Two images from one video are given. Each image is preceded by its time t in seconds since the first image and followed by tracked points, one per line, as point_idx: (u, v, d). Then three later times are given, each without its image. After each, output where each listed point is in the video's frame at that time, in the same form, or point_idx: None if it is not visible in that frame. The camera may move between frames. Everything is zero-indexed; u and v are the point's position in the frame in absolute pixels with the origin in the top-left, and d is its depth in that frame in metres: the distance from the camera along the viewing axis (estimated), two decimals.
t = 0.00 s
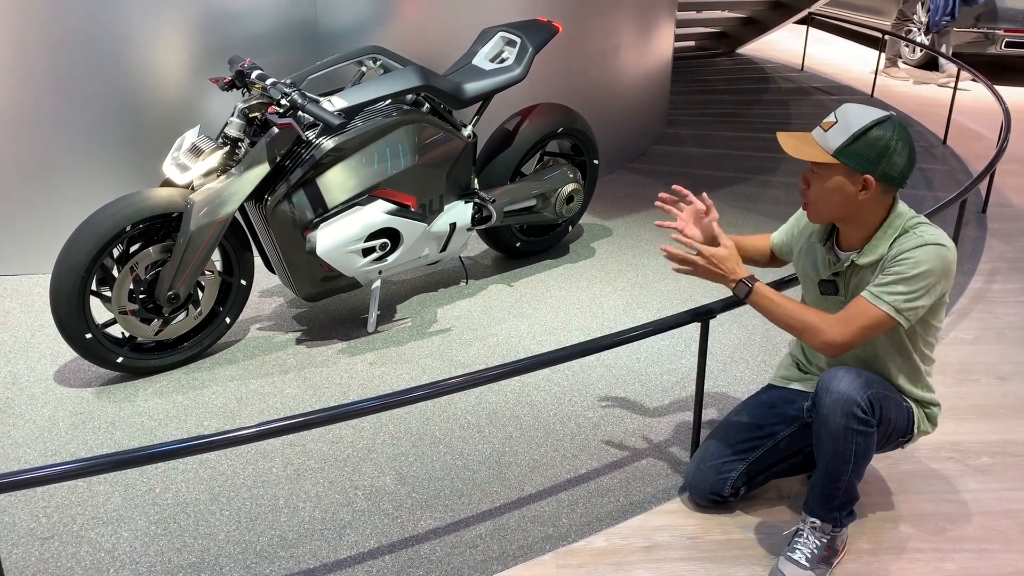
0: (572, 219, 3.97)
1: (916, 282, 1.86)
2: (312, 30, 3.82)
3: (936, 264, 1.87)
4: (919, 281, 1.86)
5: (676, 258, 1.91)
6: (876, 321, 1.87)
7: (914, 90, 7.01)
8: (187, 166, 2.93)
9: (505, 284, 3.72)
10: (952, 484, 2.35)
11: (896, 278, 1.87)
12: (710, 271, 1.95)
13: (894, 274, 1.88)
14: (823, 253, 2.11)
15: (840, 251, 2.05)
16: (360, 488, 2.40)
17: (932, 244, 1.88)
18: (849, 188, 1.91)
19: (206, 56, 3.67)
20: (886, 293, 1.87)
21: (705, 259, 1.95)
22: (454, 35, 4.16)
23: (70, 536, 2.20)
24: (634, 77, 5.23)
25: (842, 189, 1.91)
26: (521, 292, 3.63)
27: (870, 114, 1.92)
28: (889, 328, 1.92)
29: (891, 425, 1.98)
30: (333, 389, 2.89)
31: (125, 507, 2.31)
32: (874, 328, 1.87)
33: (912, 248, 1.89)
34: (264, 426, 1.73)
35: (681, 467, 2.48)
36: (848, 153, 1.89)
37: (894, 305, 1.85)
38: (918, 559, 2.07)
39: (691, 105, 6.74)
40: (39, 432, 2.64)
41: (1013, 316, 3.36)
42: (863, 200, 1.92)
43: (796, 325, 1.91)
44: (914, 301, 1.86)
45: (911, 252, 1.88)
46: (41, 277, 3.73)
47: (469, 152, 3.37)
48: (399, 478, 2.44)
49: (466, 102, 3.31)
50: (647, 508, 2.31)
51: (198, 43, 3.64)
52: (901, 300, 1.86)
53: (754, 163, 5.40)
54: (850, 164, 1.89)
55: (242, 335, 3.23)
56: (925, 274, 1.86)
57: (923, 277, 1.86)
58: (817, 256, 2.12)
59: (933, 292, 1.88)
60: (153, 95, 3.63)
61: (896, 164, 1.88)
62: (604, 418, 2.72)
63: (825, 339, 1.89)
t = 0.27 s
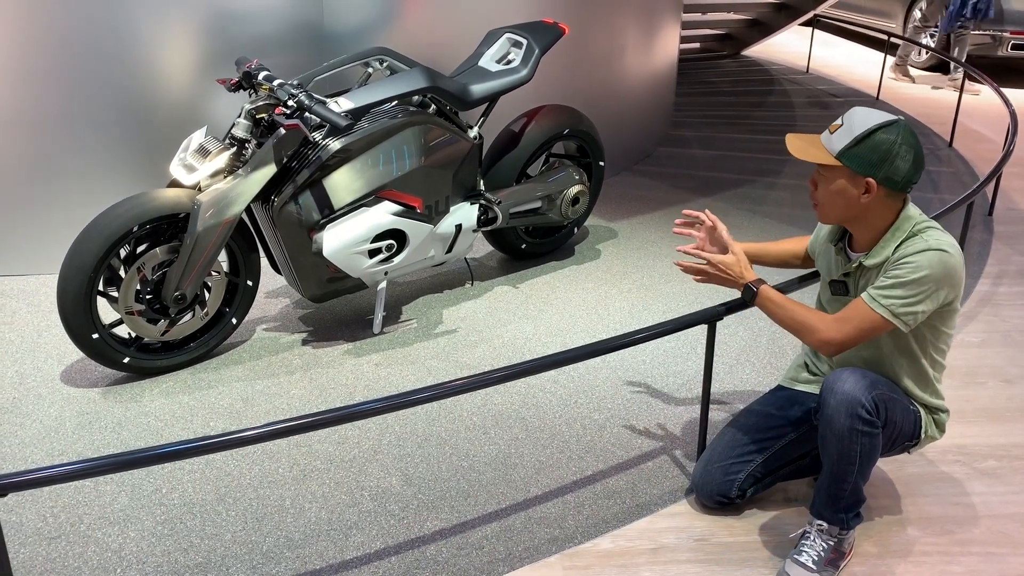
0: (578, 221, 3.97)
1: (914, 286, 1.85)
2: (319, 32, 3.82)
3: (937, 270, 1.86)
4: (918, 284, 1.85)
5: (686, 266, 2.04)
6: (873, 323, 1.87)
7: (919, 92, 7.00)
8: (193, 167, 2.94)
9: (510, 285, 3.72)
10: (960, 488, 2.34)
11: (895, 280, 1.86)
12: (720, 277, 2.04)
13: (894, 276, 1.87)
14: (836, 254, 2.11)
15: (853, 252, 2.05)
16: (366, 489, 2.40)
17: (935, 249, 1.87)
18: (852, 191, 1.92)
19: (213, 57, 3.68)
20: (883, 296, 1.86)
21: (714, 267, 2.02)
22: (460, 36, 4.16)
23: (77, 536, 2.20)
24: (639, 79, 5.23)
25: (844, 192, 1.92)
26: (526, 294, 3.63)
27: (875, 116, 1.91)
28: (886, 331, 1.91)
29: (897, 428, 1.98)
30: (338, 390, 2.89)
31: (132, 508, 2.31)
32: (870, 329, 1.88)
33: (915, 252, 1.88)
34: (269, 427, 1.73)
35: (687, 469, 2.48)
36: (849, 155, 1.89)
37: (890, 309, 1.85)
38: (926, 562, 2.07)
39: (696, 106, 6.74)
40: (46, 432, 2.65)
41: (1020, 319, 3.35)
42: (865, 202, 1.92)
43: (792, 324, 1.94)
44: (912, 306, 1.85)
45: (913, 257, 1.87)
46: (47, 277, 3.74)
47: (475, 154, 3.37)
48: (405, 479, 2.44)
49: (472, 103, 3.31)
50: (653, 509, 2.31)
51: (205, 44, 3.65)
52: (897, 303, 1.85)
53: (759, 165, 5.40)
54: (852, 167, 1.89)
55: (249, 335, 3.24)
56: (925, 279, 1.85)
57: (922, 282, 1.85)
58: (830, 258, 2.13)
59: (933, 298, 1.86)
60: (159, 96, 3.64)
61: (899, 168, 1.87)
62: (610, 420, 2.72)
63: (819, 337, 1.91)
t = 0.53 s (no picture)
0: (583, 221, 3.97)
1: (930, 288, 1.86)
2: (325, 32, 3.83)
3: (951, 270, 1.87)
4: (934, 287, 1.86)
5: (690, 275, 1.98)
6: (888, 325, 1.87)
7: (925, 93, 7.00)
8: (201, 165, 2.95)
9: (515, 285, 3.72)
10: (965, 489, 2.34)
11: (911, 283, 1.86)
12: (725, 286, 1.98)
13: (909, 278, 1.87)
14: (843, 254, 2.11)
15: (861, 252, 2.05)
16: (372, 488, 2.41)
17: (949, 250, 1.88)
18: (864, 193, 1.92)
19: (219, 57, 3.69)
20: (898, 297, 1.87)
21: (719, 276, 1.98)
22: (466, 37, 4.17)
23: (84, 533, 2.21)
24: (645, 80, 5.23)
25: (855, 194, 1.92)
26: (531, 294, 3.64)
27: (889, 119, 1.92)
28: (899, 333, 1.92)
29: (903, 428, 1.98)
30: (344, 389, 2.90)
31: (138, 505, 2.32)
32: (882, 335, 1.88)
33: (929, 253, 1.88)
34: (275, 426, 1.73)
35: (692, 469, 2.48)
36: (862, 157, 1.89)
37: (906, 310, 1.85)
38: (931, 564, 2.07)
39: (701, 107, 6.74)
40: (53, 429, 2.66)
41: None
42: (876, 204, 1.93)
43: (806, 329, 1.92)
44: (927, 306, 1.86)
45: (927, 258, 1.88)
46: (54, 276, 3.76)
47: (481, 154, 3.38)
48: (411, 478, 2.45)
49: (478, 104, 3.32)
50: (658, 510, 2.32)
51: (211, 43, 3.66)
52: (913, 305, 1.85)
53: (764, 167, 5.40)
54: (865, 169, 1.90)
55: (255, 334, 3.25)
56: (940, 281, 1.86)
57: (937, 283, 1.86)
58: (837, 258, 2.13)
59: (946, 299, 1.87)
60: (166, 95, 3.65)
61: (911, 171, 1.88)
62: (615, 420, 2.72)
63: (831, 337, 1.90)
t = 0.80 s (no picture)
0: (585, 222, 3.98)
1: (937, 291, 1.86)
2: (328, 32, 3.84)
3: (958, 273, 1.87)
4: (941, 290, 1.86)
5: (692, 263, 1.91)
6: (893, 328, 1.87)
7: (927, 94, 7.00)
8: (204, 165, 2.95)
9: (518, 286, 3.73)
10: (968, 490, 2.34)
11: (918, 285, 1.87)
12: (726, 278, 1.94)
13: (916, 281, 1.88)
14: (846, 255, 2.11)
15: (865, 254, 2.06)
16: (375, 488, 2.41)
17: (955, 253, 1.88)
18: (870, 196, 1.92)
19: (222, 57, 3.70)
20: (906, 299, 1.87)
21: (723, 267, 1.93)
22: (469, 37, 4.17)
23: (88, 532, 2.22)
24: (647, 80, 5.23)
25: (862, 197, 1.93)
26: (534, 294, 3.64)
27: (895, 121, 1.92)
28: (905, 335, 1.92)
29: (907, 428, 1.98)
30: (347, 389, 2.90)
31: (142, 505, 2.33)
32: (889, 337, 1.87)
33: (935, 255, 1.89)
34: (278, 426, 1.73)
35: (695, 470, 2.48)
36: (869, 160, 1.90)
37: (914, 312, 1.85)
38: (934, 565, 2.07)
39: (703, 108, 6.74)
40: (56, 429, 2.66)
41: None
42: (884, 207, 1.93)
43: (811, 327, 1.90)
44: (934, 309, 1.86)
45: (934, 260, 1.88)
46: (57, 275, 3.76)
47: (484, 154, 3.38)
48: (413, 478, 2.45)
49: (481, 104, 3.32)
50: (660, 510, 2.32)
51: (215, 43, 3.66)
52: (921, 307, 1.85)
53: (766, 168, 5.40)
54: (872, 172, 1.90)
55: (257, 334, 3.25)
56: (947, 284, 1.86)
57: (945, 286, 1.86)
58: (840, 259, 2.13)
59: (953, 302, 1.88)
60: (169, 95, 3.66)
61: (919, 174, 1.88)
62: (618, 420, 2.73)
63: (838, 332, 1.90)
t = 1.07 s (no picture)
0: (585, 223, 3.98)
1: (931, 294, 1.86)
2: (329, 34, 3.84)
3: (953, 278, 1.87)
4: (935, 293, 1.86)
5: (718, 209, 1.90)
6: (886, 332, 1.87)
7: (926, 95, 7.00)
8: (204, 167, 2.96)
9: (517, 287, 3.73)
10: (968, 491, 2.34)
11: (912, 287, 1.87)
12: (742, 238, 1.94)
13: (910, 283, 1.88)
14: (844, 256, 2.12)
15: (862, 255, 2.06)
16: (375, 489, 2.41)
17: (950, 257, 1.88)
18: (867, 200, 1.93)
19: (223, 58, 3.70)
20: (899, 301, 1.87)
21: (743, 226, 1.93)
22: (469, 38, 4.17)
23: (89, 533, 2.22)
24: (647, 81, 5.23)
25: (860, 201, 1.93)
26: (534, 295, 3.64)
27: (892, 124, 1.92)
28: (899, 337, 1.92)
29: (906, 429, 1.99)
30: (347, 390, 2.90)
31: (143, 506, 2.33)
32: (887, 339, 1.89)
33: (930, 260, 1.89)
34: (278, 427, 1.73)
35: (695, 470, 2.49)
36: (866, 163, 1.90)
37: (907, 315, 1.86)
38: (934, 565, 2.07)
39: (703, 109, 6.74)
40: (57, 430, 2.67)
41: None
42: (882, 210, 1.93)
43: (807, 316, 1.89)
44: (928, 312, 1.87)
45: (929, 264, 1.88)
46: (57, 276, 3.76)
47: (484, 155, 3.38)
48: (414, 479, 2.45)
49: (481, 105, 3.32)
50: (661, 511, 2.32)
51: (215, 44, 3.66)
52: (914, 310, 1.86)
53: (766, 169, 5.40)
54: (869, 175, 1.90)
55: (258, 335, 3.25)
56: (941, 288, 1.86)
57: (939, 290, 1.86)
58: (838, 259, 2.14)
59: (946, 306, 1.88)
60: (170, 96, 3.66)
61: (916, 177, 1.88)
62: (619, 421, 2.73)
63: (846, 324, 1.87)
